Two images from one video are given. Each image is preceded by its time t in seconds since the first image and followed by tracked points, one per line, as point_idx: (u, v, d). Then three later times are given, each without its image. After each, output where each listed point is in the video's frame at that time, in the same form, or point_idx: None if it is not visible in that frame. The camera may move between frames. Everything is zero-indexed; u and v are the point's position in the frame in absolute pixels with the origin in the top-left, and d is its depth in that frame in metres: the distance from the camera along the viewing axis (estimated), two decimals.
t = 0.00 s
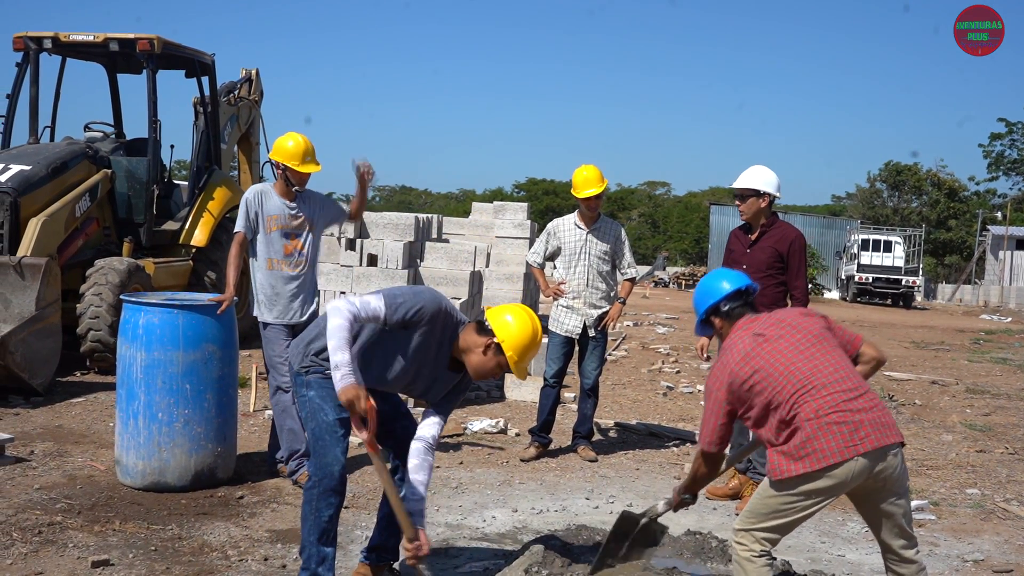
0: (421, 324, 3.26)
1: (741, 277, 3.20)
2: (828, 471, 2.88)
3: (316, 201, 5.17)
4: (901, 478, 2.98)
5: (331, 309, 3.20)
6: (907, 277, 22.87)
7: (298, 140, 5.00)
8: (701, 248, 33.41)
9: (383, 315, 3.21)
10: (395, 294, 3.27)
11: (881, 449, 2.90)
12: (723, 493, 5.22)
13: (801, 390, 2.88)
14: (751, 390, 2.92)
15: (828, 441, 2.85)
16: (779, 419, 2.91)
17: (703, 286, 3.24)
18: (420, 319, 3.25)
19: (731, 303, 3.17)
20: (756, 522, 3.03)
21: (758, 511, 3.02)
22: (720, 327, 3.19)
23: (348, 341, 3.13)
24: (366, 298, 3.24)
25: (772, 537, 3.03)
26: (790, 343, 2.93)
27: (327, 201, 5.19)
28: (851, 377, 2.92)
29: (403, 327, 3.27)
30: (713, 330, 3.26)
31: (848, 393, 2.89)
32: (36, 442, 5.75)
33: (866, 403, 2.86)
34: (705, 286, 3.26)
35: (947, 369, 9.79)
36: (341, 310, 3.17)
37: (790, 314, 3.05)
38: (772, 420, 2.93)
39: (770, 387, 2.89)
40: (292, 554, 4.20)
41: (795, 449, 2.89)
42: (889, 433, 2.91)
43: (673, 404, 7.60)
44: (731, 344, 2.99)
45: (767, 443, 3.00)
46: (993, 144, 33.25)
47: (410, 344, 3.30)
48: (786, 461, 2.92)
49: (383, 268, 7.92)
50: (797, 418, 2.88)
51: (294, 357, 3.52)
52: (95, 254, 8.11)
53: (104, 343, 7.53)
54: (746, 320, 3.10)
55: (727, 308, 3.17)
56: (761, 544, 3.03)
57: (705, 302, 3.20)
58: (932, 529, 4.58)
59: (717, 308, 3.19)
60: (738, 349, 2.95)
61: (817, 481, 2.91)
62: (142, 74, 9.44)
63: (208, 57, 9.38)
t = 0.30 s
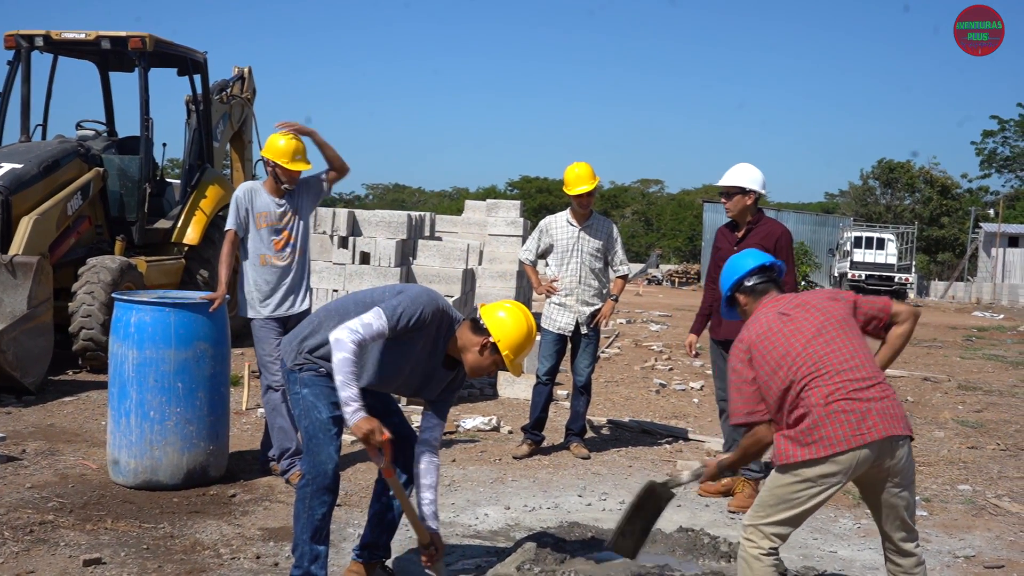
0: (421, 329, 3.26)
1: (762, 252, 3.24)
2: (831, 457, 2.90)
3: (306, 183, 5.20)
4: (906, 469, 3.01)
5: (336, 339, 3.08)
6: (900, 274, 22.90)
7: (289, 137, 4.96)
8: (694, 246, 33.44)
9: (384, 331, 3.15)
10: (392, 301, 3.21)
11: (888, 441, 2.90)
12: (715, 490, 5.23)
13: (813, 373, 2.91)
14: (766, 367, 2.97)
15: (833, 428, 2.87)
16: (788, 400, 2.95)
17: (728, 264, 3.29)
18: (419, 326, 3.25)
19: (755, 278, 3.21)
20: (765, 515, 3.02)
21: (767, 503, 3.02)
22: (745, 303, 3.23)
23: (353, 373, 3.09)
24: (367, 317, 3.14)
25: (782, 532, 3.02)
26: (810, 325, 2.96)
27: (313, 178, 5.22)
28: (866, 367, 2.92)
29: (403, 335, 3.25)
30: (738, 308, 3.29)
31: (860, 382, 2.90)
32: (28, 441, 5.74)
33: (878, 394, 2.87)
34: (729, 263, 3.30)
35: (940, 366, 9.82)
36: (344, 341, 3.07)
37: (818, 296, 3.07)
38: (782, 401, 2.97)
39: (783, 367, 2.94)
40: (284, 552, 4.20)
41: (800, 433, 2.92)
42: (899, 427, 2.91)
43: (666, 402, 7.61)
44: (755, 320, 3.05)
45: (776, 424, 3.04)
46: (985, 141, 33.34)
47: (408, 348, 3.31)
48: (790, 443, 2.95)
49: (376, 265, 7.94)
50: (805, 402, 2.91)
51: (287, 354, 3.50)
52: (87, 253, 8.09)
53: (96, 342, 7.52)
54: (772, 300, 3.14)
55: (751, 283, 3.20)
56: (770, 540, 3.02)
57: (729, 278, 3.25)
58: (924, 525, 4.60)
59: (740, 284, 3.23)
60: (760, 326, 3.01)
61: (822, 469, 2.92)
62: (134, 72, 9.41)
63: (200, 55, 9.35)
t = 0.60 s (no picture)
0: (413, 326, 3.26)
1: (797, 246, 3.31)
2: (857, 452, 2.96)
3: (296, 181, 5.20)
4: (930, 462, 3.04)
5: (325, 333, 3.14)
6: (893, 272, 22.97)
7: (277, 135, 4.96)
8: (688, 243, 33.47)
9: (374, 328, 3.17)
10: (384, 299, 3.22)
11: (913, 439, 2.97)
12: (708, 488, 5.28)
13: (850, 367, 2.96)
14: (803, 357, 3.01)
15: (863, 423, 2.94)
16: (822, 392, 3.00)
17: (764, 258, 3.35)
18: (410, 324, 3.24)
19: (793, 270, 3.26)
20: (791, 513, 3.08)
21: (794, 500, 3.07)
22: (782, 294, 3.27)
23: (338, 367, 3.16)
24: (357, 313, 3.16)
25: (809, 530, 3.07)
26: (851, 320, 3.00)
27: (302, 176, 5.21)
28: (900, 364, 2.98)
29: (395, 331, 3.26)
30: (773, 298, 3.34)
31: (893, 379, 2.96)
32: (21, 440, 5.73)
33: (911, 393, 2.93)
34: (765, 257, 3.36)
35: (932, 362, 9.87)
36: (331, 336, 3.13)
37: (857, 290, 3.11)
38: (816, 391, 3.02)
39: (822, 359, 2.98)
40: (277, 550, 4.20)
41: (830, 425, 2.98)
42: (926, 425, 2.99)
43: (659, 399, 7.63)
44: (795, 309, 3.07)
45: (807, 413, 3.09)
46: (978, 139, 33.43)
47: (401, 345, 3.32)
48: (821, 434, 3.00)
49: (369, 263, 7.95)
50: (839, 395, 2.96)
51: (282, 351, 3.51)
52: (79, 251, 8.07)
53: (89, 340, 7.50)
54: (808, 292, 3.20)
55: (789, 275, 3.25)
56: (797, 536, 3.08)
57: (767, 270, 3.31)
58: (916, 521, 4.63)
59: (778, 275, 3.28)
60: (801, 316, 3.03)
61: (850, 464, 2.97)
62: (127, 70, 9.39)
63: (193, 53, 9.34)
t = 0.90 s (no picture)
0: (401, 316, 3.26)
1: (837, 239, 3.33)
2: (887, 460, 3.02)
3: (291, 184, 5.21)
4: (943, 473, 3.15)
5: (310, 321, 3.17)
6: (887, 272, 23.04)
7: (270, 137, 4.95)
8: (682, 244, 33.51)
9: (359, 317, 3.17)
10: (370, 288, 3.22)
11: (939, 452, 3.03)
12: (703, 489, 5.30)
13: (887, 373, 3.01)
14: (841, 358, 3.05)
15: (895, 431, 2.99)
16: (855, 394, 3.05)
17: (801, 248, 3.37)
18: (398, 313, 3.23)
19: (832, 263, 3.29)
20: (821, 520, 3.10)
21: (823, 507, 3.09)
22: (819, 285, 3.32)
23: (325, 356, 3.18)
24: (342, 303, 3.17)
25: (836, 536, 3.10)
26: (891, 326, 3.04)
27: (298, 180, 5.23)
28: (934, 376, 3.04)
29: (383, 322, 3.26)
30: (807, 288, 3.38)
31: (926, 391, 3.02)
32: (14, 442, 5.72)
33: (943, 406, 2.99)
34: (802, 248, 3.39)
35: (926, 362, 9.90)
36: (316, 324, 3.16)
37: (896, 295, 3.15)
38: (850, 393, 3.06)
39: (859, 361, 3.02)
40: (271, 551, 4.20)
41: (863, 429, 3.02)
42: (950, 438, 3.06)
43: (654, 400, 7.65)
44: (836, 307, 3.11)
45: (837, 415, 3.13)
46: (971, 139, 33.51)
47: (390, 335, 3.31)
48: (853, 438, 3.04)
49: (363, 264, 7.94)
50: (873, 400, 3.01)
51: (278, 347, 3.50)
52: (73, 252, 8.06)
53: (83, 342, 7.49)
54: (845, 286, 3.24)
55: (829, 267, 3.29)
56: (825, 542, 3.10)
57: (805, 261, 3.34)
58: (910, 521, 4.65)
59: (817, 266, 3.32)
60: (842, 316, 3.07)
61: (880, 472, 3.03)
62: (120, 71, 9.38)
63: (187, 54, 9.32)
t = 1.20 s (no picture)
0: (389, 307, 3.27)
1: (859, 214, 3.37)
2: (905, 444, 3.11)
3: (284, 187, 5.21)
4: (949, 468, 3.24)
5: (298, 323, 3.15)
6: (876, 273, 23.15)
7: (265, 139, 4.98)
8: (673, 244, 33.58)
9: (347, 312, 3.18)
10: (353, 282, 3.22)
11: (952, 436, 3.13)
12: (693, 488, 5.32)
13: (907, 356, 3.09)
14: (861, 337, 3.13)
15: (913, 414, 3.08)
16: (875, 374, 3.13)
17: (822, 222, 3.41)
18: (385, 304, 3.24)
19: (855, 238, 3.33)
20: (833, 501, 3.22)
21: (835, 489, 3.21)
22: (839, 260, 3.37)
23: (318, 354, 3.18)
24: (327, 300, 3.17)
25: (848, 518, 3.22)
26: (911, 308, 3.13)
27: (290, 183, 5.23)
28: (950, 361, 3.13)
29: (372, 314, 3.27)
30: (826, 260, 3.43)
31: (941, 375, 3.12)
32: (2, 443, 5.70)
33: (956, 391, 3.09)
34: (823, 221, 3.43)
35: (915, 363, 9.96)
36: (304, 325, 3.15)
37: (918, 278, 3.23)
38: (868, 373, 3.14)
39: (879, 342, 3.11)
40: (261, 552, 4.19)
41: (881, 411, 3.11)
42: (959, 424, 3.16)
43: (644, 400, 7.67)
44: (859, 287, 3.18)
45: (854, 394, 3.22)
46: (960, 140, 33.66)
47: (379, 326, 3.33)
48: (871, 419, 3.13)
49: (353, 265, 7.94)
50: (893, 382, 3.10)
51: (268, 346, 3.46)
52: (62, 253, 8.03)
53: (72, 343, 7.46)
54: (866, 264, 3.30)
55: (851, 242, 3.34)
56: (838, 523, 3.22)
57: (825, 236, 3.39)
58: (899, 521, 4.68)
59: (840, 241, 3.36)
60: (866, 297, 3.14)
61: (894, 454, 3.12)
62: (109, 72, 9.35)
63: (176, 55, 9.30)
